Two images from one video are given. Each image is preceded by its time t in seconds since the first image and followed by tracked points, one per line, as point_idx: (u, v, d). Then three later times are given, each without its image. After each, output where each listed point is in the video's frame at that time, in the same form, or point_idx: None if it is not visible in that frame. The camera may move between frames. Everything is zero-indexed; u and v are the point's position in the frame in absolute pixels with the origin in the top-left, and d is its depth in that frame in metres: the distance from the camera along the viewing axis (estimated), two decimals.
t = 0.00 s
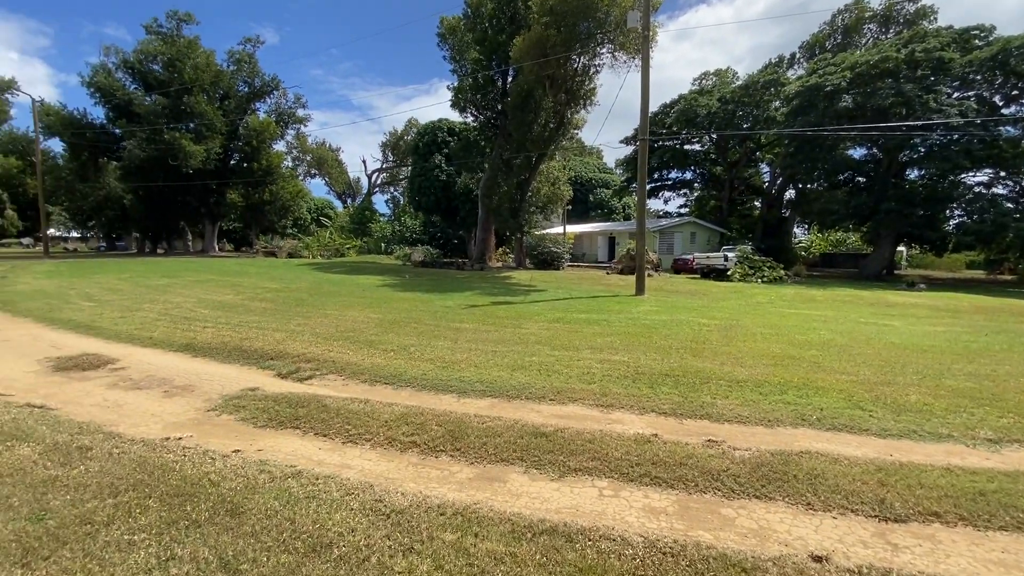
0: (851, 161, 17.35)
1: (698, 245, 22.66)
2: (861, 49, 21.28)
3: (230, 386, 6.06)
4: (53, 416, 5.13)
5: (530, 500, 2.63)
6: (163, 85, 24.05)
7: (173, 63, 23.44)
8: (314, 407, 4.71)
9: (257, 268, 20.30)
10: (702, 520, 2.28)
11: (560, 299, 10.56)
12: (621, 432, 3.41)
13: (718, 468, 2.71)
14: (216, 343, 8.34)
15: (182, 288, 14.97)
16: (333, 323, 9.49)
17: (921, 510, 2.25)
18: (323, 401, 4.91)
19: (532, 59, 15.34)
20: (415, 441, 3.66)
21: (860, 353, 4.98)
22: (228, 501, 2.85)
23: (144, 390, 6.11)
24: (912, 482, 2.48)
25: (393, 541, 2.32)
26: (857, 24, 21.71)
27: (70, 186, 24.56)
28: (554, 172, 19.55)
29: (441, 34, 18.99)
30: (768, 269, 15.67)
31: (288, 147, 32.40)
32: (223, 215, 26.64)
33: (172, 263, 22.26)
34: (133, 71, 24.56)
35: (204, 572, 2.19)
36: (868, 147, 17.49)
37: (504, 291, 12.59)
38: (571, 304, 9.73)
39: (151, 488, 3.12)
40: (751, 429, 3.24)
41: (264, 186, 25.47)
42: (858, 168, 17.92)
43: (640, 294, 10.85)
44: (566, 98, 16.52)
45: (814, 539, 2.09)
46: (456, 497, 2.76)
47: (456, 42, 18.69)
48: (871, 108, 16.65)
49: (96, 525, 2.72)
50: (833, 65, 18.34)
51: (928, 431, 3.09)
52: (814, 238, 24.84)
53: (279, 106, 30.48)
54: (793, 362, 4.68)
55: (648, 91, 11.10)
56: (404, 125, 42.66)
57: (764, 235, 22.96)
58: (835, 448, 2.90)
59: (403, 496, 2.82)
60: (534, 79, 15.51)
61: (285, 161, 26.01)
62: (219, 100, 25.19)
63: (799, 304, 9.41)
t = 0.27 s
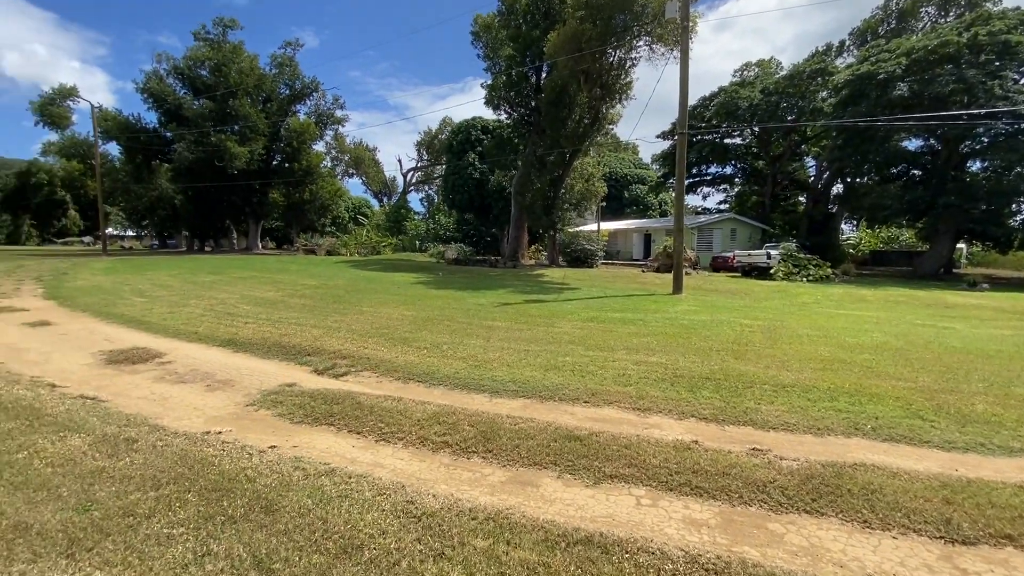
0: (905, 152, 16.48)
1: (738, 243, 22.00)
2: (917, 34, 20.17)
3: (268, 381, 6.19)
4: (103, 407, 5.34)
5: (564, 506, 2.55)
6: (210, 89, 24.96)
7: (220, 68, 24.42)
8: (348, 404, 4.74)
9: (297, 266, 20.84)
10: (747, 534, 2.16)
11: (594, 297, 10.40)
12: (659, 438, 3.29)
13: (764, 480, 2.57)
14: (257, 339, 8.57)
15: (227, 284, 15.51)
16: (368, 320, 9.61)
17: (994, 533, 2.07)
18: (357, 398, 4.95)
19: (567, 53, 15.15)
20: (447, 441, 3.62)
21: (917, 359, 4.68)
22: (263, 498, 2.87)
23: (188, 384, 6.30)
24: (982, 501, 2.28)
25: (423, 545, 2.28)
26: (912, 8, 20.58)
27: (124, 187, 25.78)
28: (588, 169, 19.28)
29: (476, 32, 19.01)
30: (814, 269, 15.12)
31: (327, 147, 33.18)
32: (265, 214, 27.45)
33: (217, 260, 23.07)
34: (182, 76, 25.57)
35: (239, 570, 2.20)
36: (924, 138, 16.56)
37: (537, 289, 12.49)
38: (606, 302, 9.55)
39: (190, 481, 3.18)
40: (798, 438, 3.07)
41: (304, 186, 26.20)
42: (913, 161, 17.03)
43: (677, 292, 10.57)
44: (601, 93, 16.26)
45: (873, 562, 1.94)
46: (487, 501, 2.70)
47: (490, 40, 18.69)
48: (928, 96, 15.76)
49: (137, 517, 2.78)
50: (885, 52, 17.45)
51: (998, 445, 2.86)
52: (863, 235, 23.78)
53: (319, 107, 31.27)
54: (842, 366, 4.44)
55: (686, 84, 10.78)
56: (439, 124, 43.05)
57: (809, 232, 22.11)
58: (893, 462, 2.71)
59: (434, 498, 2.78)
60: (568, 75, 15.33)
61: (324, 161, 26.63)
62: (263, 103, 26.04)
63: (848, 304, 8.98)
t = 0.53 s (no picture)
0: (964, 144, 15.55)
1: (781, 240, 21.23)
2: (977, 17, 19.01)
3: (305, 377, 6.29)
4: (151, 399, 5.53)
5: (601, 514, 2.45)
6: (253, 92, 25.76)
7: (262, 72, 25.23)
8: (383, 402, 4.76)
9: (334, 263, 21.28)
10: (799, 552, 2.02)
11: (629, 296, 10.20)
12: (700, 445, 3.16)
13: (816, 494, 2.41)
14: (296, 334, 8.75)
15: (269, 281, 15.98)
16: (402, 317, 9.69)
17: None
18: (391, 395, 4.96)
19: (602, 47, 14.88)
20: (479, 442, 3.57)
21: (983, 365, 4.37)
22: (298, 495, 2.88)
23: (230, 378, 6.47)
24: None
25: (456, 550, 2.23)
26: None
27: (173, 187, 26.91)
28: (624, 164, 18.95)
29: (510, 29, 18.95)
30: (864, 269, 14.44)
31: (364, 147, 33.81)
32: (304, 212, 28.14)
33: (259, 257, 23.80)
34: (227, 79, 26.47)
35: (273, 569, 2.20)
36: (985, 128, 15.59)
37: (571, 287, 12.36)
38: (643, 301, 9.35)
39: (228, 475, 3.23)
40: (853, 449, 2.89)
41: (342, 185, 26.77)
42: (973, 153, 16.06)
43: (717, 292, 10.24)
44: (637, 86, 15.94)
45: None
46: (521, 505, 2.63)
47: (524, 36, 18.61)
48: (990, 84, 14.81)
49: (178, 510, 2.84)
50: (943, 37, 16.50)
51: None
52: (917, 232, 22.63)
53: (356, 108, 31.89)
54: (898, 372, 4.17)
55: (727, 75, 10.44)
56: (473, 122, 43.29)
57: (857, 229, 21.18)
58: (961, 478, 2.52)
59: (467, 500, 2.72)
60: (604, 69, 15.08)
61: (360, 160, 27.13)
62: (303, 105, 26.75)
63: (902, 305, 8.51)
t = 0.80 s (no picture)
0: None
1: (826, 237, 20.41)
2: None
3: (343, 374, 6.37)
4: (196, 394, 5.69)
5: (644, 525, 2.35)
6: (294, 95, 26.44)
7: (302, 75, 25.91)
8: (419, 401, 4.75)
9: (370, 261, 21.61)
10: None
11: (667, 295, 9.94)
12: (749, 454, 3.03)
13: (880, 513, 2.26)
14: (334, 331, 8.90)
15: (308, 278, 16.36)
16: (437, 315, 9.72)
17: None
18: (427, 394, 4.95)
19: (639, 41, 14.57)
20: (515, 444, 3.49)
21: None
22: (335, 494, 2.88)
23: (271, 374, 6.62)
24: None
25: (494, 558, 2.17)
26: None
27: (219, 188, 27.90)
28: (660, 160, 18.55)
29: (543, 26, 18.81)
30: (919, 266, 13.73)
31: (400, 146, 34.28)
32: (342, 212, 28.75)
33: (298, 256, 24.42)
34: (269, 83, 27.23)
35: (311, 571, 2.19)
36: None
37: (606, 286, 12.17)
38: (681, 301, 9.09)
39: (268, 473, 3.27)
40: (919, 464, 2.71)
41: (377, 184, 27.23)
42: None
43: (759, 291, 9.87)
44: (675, 80, 15.54)
45: None
46: (560, 513, 2.54)
47: (559, 32, 18.44)
48: None
49: (220, 506, 2.89)
50: (1006, 21, 15.48)
51: None
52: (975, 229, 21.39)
53: (392, 108, 32.36)
54: (964, 379, 3.90)
55: (771, 66, 10.04)
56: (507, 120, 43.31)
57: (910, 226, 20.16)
58: None
59: (504, 506, 2.65)
60: (640, 63, 14.77)
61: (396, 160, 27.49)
62: (341, 106, 27.31)
63: (962, 306, 8.01)
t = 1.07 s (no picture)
0: None
1: (875, 236, 19.52)
2: None
3: (379, 374, 6.40)
4: (239, 392, 5.81)
5: (696, 544, 2.24)
6: (331, 97, 26.98)
7: (338, 77, 26.45)
8: (454, 402, 4.70)
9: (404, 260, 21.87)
10: None
11: (706, 296, 9.67)
12: (805, 468, 2.90)
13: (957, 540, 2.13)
14: (369, 330, 8.99)
15: (345, 277, 16.65)
16: (470, 315, 9.70)
17: None
18: (463, 396, 4.90)
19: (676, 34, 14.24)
20: (555, 451, 3.40)
21: None
22: (374, 499, 2.85)
23: (310, 373, 6.72)
24: None
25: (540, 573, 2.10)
26: None
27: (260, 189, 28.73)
28: (697, 157, 18.10)
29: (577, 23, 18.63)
30: (978, 266, 12.96)
31: (433, 146, 34.61)
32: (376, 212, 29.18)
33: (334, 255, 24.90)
34: (307, 86, 27.84)
35: None
36: None
37: (642, 286, 11.94)
38: (722, 302, 8.82)
39: (307, 474, 3.28)
40: (996, 484, 2.57)
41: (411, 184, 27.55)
42: None
43: (805, 292, 9.48)
44: (713, 74, 15.12)
45: None
46: (605, 526, 2.45)
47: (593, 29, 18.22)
48: None
49: (261, 508, 2.90)
50: None
51: None
52: None
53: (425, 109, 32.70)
54: None
55: (818, 56, 9.63)
56: (540, 119, 43.16)
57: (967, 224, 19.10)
58: None
59: (546, 517, 2.57)
60: (677, 57, 14.43)
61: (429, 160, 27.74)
62: (376, 108, 27.75)
63: None
